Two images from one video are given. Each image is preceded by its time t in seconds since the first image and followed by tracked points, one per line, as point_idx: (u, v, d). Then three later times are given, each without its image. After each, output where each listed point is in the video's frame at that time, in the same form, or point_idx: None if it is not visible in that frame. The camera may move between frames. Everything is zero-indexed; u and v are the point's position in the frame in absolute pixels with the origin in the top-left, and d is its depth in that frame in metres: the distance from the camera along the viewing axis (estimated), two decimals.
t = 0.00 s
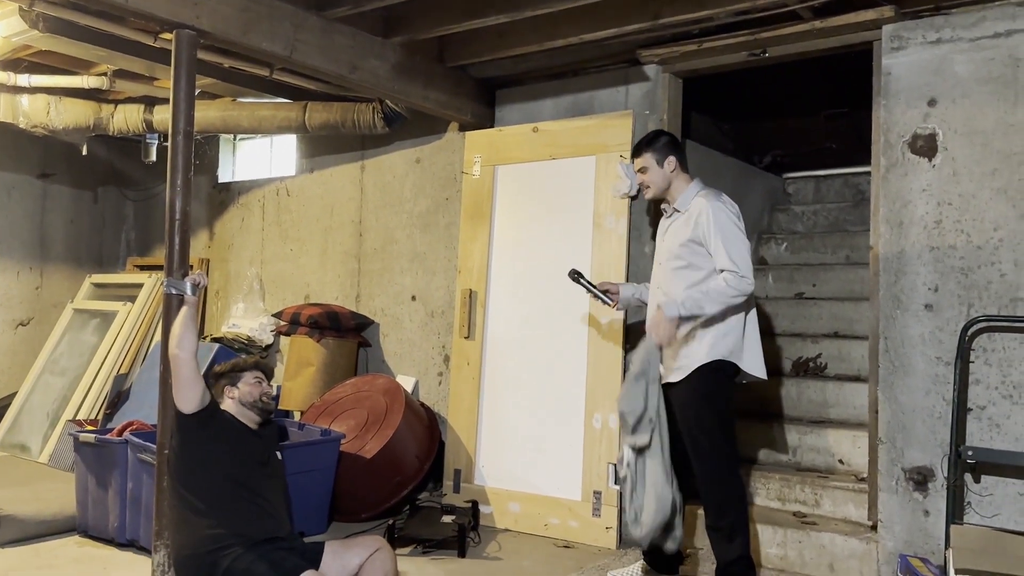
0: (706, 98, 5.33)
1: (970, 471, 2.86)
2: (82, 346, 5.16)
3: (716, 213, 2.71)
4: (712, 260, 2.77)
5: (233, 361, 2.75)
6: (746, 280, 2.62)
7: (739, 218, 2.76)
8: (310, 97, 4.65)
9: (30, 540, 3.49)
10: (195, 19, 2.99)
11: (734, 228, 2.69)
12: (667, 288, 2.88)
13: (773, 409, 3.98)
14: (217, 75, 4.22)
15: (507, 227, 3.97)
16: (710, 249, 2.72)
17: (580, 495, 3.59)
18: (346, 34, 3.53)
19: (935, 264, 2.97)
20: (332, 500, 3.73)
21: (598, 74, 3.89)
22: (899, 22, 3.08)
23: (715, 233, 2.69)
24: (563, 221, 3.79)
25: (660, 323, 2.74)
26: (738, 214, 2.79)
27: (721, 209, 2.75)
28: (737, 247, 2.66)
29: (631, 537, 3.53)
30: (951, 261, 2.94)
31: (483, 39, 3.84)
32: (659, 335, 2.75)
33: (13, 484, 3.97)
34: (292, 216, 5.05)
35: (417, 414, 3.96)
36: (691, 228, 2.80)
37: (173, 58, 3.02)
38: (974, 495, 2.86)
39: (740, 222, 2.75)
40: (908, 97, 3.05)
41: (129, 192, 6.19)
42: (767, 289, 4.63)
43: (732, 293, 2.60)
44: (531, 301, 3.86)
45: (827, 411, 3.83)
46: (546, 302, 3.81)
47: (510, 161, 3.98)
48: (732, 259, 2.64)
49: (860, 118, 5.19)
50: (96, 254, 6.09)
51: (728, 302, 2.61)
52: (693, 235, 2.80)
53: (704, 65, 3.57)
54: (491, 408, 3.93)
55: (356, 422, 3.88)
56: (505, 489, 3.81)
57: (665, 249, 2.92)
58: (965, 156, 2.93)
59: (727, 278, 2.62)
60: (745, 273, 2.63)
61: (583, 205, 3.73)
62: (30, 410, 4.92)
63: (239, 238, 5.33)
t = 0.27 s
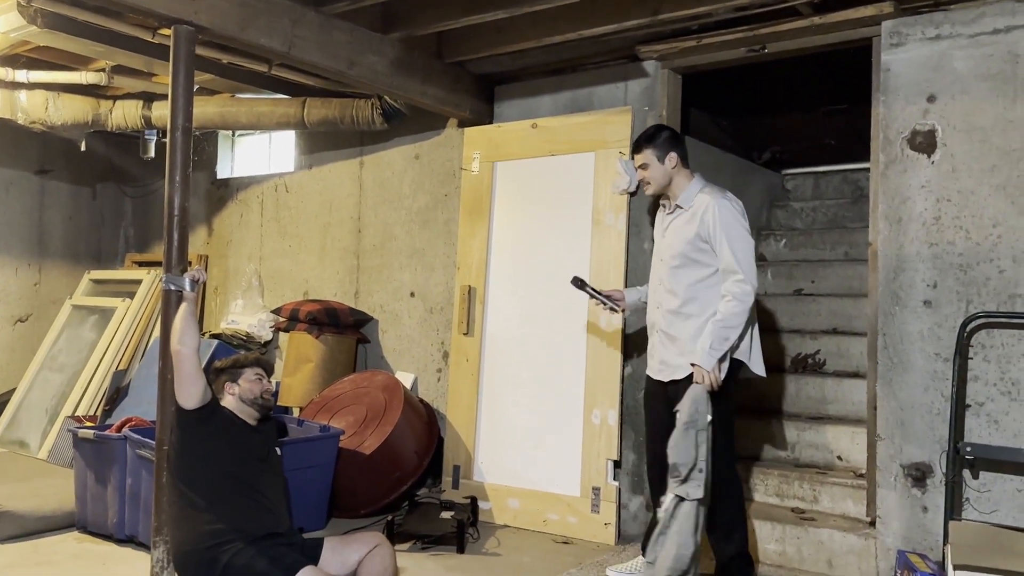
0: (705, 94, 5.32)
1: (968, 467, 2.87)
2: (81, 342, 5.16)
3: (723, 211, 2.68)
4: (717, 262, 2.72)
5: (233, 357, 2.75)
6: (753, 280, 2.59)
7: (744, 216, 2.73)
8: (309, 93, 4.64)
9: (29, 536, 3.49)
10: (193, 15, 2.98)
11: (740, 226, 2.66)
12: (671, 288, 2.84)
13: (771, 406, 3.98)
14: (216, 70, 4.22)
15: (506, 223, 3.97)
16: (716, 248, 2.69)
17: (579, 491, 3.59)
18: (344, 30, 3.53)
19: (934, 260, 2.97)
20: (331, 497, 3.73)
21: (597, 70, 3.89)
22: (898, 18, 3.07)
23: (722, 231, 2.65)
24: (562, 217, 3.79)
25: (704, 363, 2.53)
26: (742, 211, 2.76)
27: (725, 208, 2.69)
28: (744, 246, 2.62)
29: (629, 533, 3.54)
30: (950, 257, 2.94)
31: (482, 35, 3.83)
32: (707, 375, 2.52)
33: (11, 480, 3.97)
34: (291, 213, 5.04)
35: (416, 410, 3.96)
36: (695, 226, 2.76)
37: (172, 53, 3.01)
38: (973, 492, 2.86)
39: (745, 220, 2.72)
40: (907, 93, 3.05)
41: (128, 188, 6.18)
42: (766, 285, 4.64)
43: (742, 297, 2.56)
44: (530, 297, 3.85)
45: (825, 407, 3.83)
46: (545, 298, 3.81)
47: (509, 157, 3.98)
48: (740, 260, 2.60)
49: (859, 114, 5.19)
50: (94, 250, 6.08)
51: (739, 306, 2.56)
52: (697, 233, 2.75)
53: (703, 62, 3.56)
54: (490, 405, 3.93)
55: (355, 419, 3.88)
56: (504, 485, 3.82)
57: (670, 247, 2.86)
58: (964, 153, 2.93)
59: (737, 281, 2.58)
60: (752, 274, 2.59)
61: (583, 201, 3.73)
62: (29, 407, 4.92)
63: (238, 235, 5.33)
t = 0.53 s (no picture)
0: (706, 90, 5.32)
1: (968, 463, 2.87)
2: (81, 339, 5.15)
3: (734, 211, 2.69)
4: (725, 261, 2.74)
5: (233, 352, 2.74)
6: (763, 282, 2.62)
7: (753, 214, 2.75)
8: (309, 89, 4.64)
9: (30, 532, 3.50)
10: (193, 10, 2.98)
11: (751, 226, 2.68)
12: (679, 285, 2.85)
13: (771, 402, 3.98)
14: (216, 66, 4.21)
15: (506, 219, 3.96)
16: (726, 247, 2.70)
17: (579, 487, 3.60)
18: (344, 26, 3.52)
19: (934, 256, 2.97)
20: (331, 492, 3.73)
21: (597, 66, 3.88)
22: (899, 14, 3.07)
23: (733, 231, 2.67)
24: (562, 212, 3.79)
25: (714, 370, 2.59)
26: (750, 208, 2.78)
27: (733, 209, 2.70)
28: (754, 246, 2.65)
29: (629, 529, 3.56)
30: (950, 253, 2.94)
31: (482, 31, 3.82)
32: (716, 382, 2.60)
33: (12, 476, 3.97)
34: (291, 209, 5.04)
35: (416, 406, 3.97)
36: (706, 224, 2.76)
37: (171, 48, 3.01)
38: (972, 487, 2.87)
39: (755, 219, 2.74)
40: (908, 88, 3.05)
41: (128, 184, 6.18)
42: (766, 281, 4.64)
43: (752, 299, 2.59)
44: (530, 293, 3.85)
45: (825, 403, 3.83)
46: (545, 294, 3.81)
47: (509, 153, 3.97)
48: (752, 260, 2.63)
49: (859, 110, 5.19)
50: (94, 246, 6.08)
51: (749, 308, 2.60)
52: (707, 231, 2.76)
53: (703, 57, 3.56)
54: (491, 401, 3.93)
55: (355, 415, 3.89)
56: (504, 481, 3.82)
57: (677, 242, 2.87)
58: (964, 148, 2.93)
59: (748, 282, 2.61)
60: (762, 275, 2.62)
61: (583, 196, 3.73)
62: (29, 403, 4.92)
63: (238, 231, 5.32)
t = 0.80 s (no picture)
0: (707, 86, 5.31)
1: (969, 458, 2.87)
2: (83, 335, 5.16)
3: (723, 208, 2.62)
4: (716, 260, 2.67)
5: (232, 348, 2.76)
6: (754, 280, 2.55)
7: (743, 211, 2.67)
8: (309, 86, 4.64)
9: (32, 528, 3.50)
10: (194, 7, 2.98)
11: (741, 223, 2.61)
12: (670, 286, 2.79)
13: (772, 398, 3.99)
14: (217, 63, 4.21)
15: (507, 216, 3.97)
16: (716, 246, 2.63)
17: (580, 482, 3.60)
18: (345, 22, 3.52)
19: (935, 252, 2.97)
20: (333, 488, 3.74)
21: (598, 62, 3.88)
22: (900, 9, 3.07)
23: (723, 229, 2.60)
24: (563, 209, 3.79)
25: (710, 373, 2.53)
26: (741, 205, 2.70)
27: (721, 206, 2.63)
28: (745, 244, 2.57)
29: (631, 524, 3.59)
30: (951, 249, 2.94)
31: (483, 27, 3.82)
32: (713, 384, 2.54)
33: (14, 473, 3.98)
34: (292, 205, 5.04)
35: (417, 402, 3.98)
36: (695, 223, 2.69)
37: (172, 45, 3.01)
38: (973, 482, 2.87)
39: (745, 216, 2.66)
40: (909, 84, 3.04)
41: (129, 181, 6.18)
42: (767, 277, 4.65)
43: (743, 298, 2.52)
44: (531, 289, 3.86)
45: (826, 399, 3.84)
46: (546, 291, 3.81)
47: (510, 149, 3.97)
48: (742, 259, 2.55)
49: (860, 106, 5.18)
50: (96, 243, 6.08)
51: (740, 308, 2.52)
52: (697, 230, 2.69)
53: (705, 53, 3.55)
54: (492, 397, 3.93)
55: (356, 411, 3.89)
56: (506, 477, 3.82)
57: (666, 243, 2.80)
58: (965, 144, 2.92)
59: (739, 281, 2.53)
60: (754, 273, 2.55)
61: (584, 193, 3.73)
62: (31, 399, 4.92)
63: (239, 227, 5.33)
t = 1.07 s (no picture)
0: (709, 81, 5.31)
1: (971, 453, 2.87)
2: (85, 332, 5.17)
3: (677, 206, 2.57)
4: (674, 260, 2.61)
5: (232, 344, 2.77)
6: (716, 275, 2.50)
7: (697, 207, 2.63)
8: (310, 82, 4.63)
9: (35, 525, 3.51)
10: (195, 3, 2.98)
11: (696, 219, 2.56)
12: (631, 290, 2.71)
13: (774, 393, 3.99)
14: (217, 59, 4.24)
15: (509, 212, 3.96)
16: (674, 245, 2.57)
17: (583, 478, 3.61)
18: (346, 18, 3.51)
19: (938, 247, 2.96)
20: (335, 484, 3.74)
21: (599, 58, 3.87)
22: (902, 3, 3.06)
23: (680, 228, 2.54)
24: (565, 204, 3.79)
25: (690, 373, 2.47)
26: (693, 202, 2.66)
27: (675, 204, 2.58)
28: (703, 239, 2.53)
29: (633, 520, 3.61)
30: (953, 244, 2.93)
31: (484, 23, 3.81)
32: (694, 384, 2.48)
33: (17, 469, 3.98)
34: (293, 201, 5.04)
35: (419, 398, 3.98)
36: (649, 225, 2.63)
37: (173, 41, 3.00)
38: (975, 477, 2.87)
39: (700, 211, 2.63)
40: (911, 79, 3.04)
41: (131, 177, 6.18)
42: (769, 273, 4.65)
43: (708, 294, 2.46)
44: (533, 285, 3.86)
45: (828, 394, 3.84)
46: (547, 287, 3.81)
47: (511, 145, 3.97)
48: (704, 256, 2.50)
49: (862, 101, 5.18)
50: (98, 239, 6.09)
51: (708, 305, 2.47)
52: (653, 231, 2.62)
53: (706, 48, 3.55)
54: (493, 393, 3.94)
55: (358, 407, 3.90)
56: (508, 473, 3.83)
57: (622, 248, 2.72)
58: (967, 139, 2.92)
59: (704, 278, 2.48)
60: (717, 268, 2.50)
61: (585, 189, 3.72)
62: (34, 396, 4.93)
63: (240, 224, 5.33)
